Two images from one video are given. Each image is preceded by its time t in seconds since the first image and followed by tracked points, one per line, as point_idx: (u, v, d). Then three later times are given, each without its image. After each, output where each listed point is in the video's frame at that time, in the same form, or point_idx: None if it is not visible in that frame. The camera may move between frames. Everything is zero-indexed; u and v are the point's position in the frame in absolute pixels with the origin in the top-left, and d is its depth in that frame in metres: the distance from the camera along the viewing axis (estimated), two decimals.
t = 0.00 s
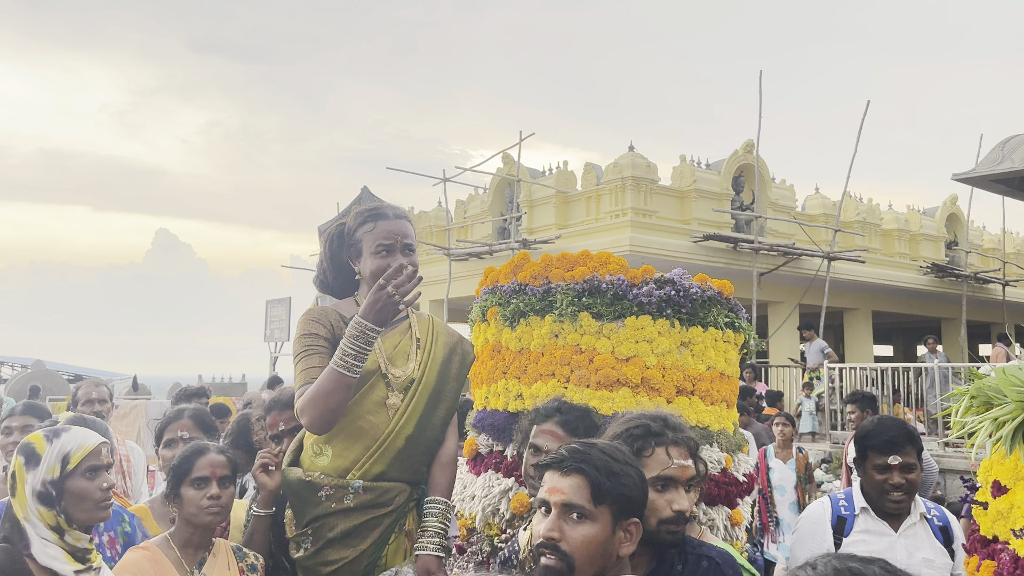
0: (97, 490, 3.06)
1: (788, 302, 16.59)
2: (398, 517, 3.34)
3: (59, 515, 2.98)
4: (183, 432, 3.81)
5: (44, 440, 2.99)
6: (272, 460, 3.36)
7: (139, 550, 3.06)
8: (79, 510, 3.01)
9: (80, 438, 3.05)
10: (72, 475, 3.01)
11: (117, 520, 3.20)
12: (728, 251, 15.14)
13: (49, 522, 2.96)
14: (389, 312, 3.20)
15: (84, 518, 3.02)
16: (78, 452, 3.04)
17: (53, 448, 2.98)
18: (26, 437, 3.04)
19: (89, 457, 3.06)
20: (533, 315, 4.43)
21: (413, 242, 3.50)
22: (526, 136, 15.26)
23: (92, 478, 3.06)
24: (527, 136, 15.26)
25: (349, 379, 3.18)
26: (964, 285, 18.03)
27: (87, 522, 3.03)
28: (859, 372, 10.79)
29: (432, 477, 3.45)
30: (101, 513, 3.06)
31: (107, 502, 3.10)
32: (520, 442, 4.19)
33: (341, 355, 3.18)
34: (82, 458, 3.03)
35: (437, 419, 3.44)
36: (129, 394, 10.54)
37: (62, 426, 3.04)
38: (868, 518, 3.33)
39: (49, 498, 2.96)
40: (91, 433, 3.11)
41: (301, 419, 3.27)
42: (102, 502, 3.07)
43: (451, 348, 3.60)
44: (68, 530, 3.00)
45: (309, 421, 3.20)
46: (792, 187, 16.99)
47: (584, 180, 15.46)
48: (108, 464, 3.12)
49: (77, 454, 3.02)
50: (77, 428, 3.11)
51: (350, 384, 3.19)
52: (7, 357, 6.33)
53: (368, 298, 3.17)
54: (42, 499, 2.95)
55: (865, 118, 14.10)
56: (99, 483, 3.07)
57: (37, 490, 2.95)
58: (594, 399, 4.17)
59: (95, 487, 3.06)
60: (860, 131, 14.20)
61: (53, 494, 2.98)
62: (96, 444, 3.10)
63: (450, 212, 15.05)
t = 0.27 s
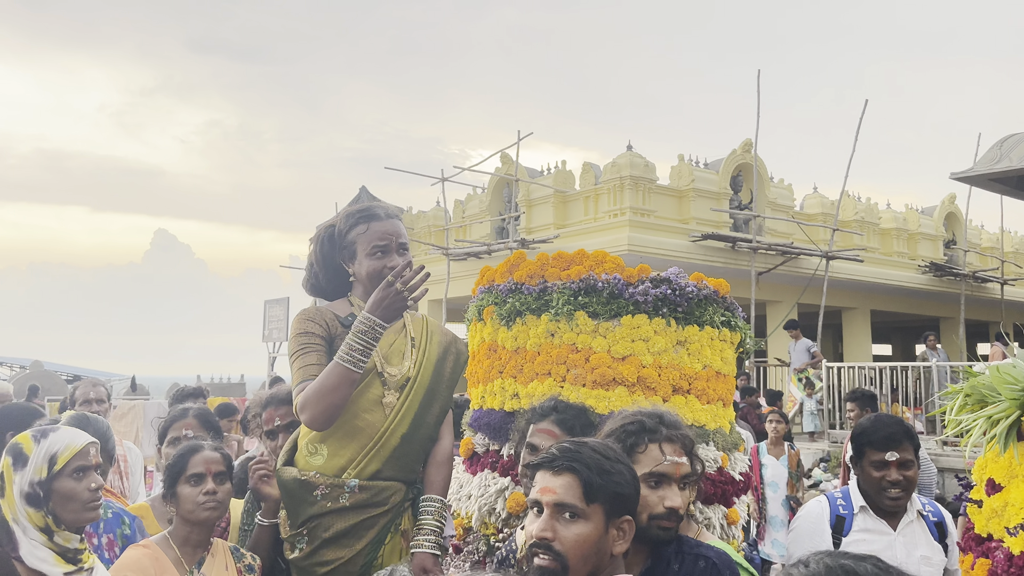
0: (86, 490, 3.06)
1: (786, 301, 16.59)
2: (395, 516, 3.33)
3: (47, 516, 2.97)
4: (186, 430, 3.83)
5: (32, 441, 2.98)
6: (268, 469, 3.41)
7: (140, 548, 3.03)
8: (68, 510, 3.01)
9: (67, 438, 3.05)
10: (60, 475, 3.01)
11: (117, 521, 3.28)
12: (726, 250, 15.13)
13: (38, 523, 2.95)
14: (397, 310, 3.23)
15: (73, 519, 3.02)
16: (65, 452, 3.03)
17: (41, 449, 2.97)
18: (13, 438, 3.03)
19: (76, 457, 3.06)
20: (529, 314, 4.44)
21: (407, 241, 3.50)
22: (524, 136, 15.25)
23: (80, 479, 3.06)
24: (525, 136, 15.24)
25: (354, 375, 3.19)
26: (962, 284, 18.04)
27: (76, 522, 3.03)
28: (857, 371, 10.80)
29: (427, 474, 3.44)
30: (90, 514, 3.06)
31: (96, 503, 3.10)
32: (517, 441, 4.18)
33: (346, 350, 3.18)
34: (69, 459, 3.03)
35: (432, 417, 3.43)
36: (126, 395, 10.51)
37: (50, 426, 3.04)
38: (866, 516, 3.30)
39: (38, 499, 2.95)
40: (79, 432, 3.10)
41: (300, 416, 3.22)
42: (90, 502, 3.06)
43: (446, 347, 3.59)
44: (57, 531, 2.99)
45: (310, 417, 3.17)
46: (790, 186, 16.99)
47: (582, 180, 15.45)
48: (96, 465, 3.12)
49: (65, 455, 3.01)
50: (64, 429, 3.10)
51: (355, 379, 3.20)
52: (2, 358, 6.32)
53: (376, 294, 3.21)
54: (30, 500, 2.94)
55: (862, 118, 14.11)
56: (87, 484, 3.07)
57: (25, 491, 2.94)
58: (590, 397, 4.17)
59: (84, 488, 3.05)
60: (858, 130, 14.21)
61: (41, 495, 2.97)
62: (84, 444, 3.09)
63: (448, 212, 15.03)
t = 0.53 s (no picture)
0: (74, 489, 3.06)
1: (783, 300, 16.61)
2: (382, 518, 3.29)
3: (36, 516, 2.97)
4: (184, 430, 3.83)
5: (18, 441, 2.98)
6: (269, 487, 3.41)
7: (135, 545, 3.03)
8: (58, 510, 3.01)
9: (52, 438, 3.04)
10: (48, 475, 3.01)
11: (100, 522, 3.31)
12: (723, 249, 15.14)
13: (28, 523, 2.95)
14: (396, 317, 3.20)
15: (63, 518, 3.02)
16: (51, 452, 3.03)
17: (28, 449, 2.97)
18: None
19: (62, 456, 3.06)
20: (523, 313, 4.43)
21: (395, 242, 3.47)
22: (521, 135, 15.25)
23: (67, 477, 3.06)
24: (522, 135, 15.25)
25: (351, 381, 3.19)
26: (958, 283, 18.07)
27: (66, 521, 3.03)
28: (853, 369, 10.82)
29: (418, 476, 3.43)
30: (80, 512, 3.07)
31: (85, 502, 3.10)
32: (512, 440, 4.18)
33: (344, 356, 3.17)
34: (56, 458, 3.03)
35: (424, 420, 3.42)
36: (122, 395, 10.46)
37: (35, 426, 3.03)
38: (849, 512, 3.33)
39: (27, 499, 2.95)
40: (64, 431, 3.10)
41: (295, 419, 3.24)
42: (79, 501, 3.06)
43: (444, 350, 3.61)
44: (47, 531, 2.99)
45: (306, 420, 3.19)
46: (787, 185, 17.00)
47: (579, 179, 15.45)
48: (83, 463, 3.12)
49: (51, 454, 3.01)
50: (49, 428, 3.09)
51: (351, 385, 3.19)
52: None
53: (375, 303, 3.18)
54: (19, 500, 2.94)
55: (859, 116, 14.13)
56: (75, 483, 3.07)
57: (13, 492, 2.94)
58: (584, 396, 4.16)
59: (72, 487, 3.05)
60: (855, 129, 14.24)
61: (29, 496, 2.96)
62: (70, 443, 3.09)
63: (445, 211, 15.02)
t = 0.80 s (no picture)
0: (60, 487, 3.06)
1: (778, 298, 16.63)
2: (365, 518, 3.29)
3: (21, 515, 2.96)
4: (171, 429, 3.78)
5: (3, 439, 2.96)
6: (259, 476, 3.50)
7: (122, 547, 3.03)
8: (44, 508, 3.01)
9: (37, 436, 3.03)
10: (33, 473, 3.01)
11: (76, 520, 3.24)
12: (718, 247, 15.15)
13: (13, 522, 2.94)
14: (395, 328, 3.19)
15: (49, 516, 3.02)
16: (36, 450, 3.03)
17: (13, 447, 2.96)
18: None
19: (47, 454, 3.05)
20: (516, 310, 4.43)
21: (383, 249, 3.44)
22: (516, 133, 15.24)
23: (52, 476, 3.06)
24: (517, 133, 15.24)
25: (341, 388, 3.20)
26: (953, 281, 18.12)
27: (52, 519, 3.02)
28: (847, 367, 10.84)
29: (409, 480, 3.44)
30: (66, 510, 3.06)
31: (71, 500, 3.09)
32: (505, 438, 4.17)
33: (338, 361, 3.19)
34: (41, 456, 3.03)
35: (413, 426, 3.41)
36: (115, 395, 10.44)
37: (21, 424, 3.01)
38: (825, 508, 3.32)
39: (13, 498, 2.95)
40: (50, 429, 3.09)
41: (283, 418, 3.27)
42: (65, 499, 3.06)
43: (438, 354, 3.59)
44: (34, 529, 2.99)
45: (293, 421, 3.22)
46: (781, 183, 17.02)
47: (574, 177, 15.44)
48: (70, 461, 3.12)
49: (36, 452, 3.01)
50: (34, 425, 3.08)
51: (341, 391, 3.22)
52: None
53: (375, 310, 3.17)
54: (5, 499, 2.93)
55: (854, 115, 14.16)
56: (61, 481, 3.07)
57: None
58: (577, 393, 4.16)
59: (58, 485, 3.05)
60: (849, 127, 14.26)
61: (14, 494, 2.96)
62: (56, 440, 3.09)
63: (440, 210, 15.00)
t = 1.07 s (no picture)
0: (45, 487, 3.11)
1: (770, 296, 16.67)
2: (356, 517, 3.30)
3: (7, 514, 3.00)
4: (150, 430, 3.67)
5: None
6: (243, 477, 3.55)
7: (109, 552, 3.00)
8: (29, 507, 3.05)
9: (23, 435, 3.10)
10: (18, 472, 3.06)
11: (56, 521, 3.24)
12: (711, 245, 15.18)
13: None
14: (368, 304, 3.31)
15: (34, 515, 3.06)
16: (21, 449, 3.08)
17: None
18: None
19: (32, 454, 3.11)
20: (508, 307, 4.42)
21: (359, 252, 3.44)
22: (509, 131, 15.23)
23: (36, 476, 3.11)
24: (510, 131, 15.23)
25: (324, 372, 3.22)
26: (944, 278, 18.20)
27: (37, 518, 3.07)
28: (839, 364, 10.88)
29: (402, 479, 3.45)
30: (50, 510, 3.11)
31: (55, 501, 3.14)
32: (496, 436, 4.17)
33: (315, 346, 3.20)
34: (26, 456, 3.09)
35: (403, 424, 3.42)
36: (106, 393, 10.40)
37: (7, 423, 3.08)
38: (803, 505, 3.34)
39: None
40: (36, 429, 3.16)
41: (267, 411, 3.24)
42: (50, 499, 3.11)
43: (427, 352, 3.59)
44: (19, 528, 3.02)
45: (278, 413, 3.20)
46: (774, 181, 17.06)
47: (568, 175, 15.44)
48: (55, 462, 3.18)
49: (21, 451, 3.06)
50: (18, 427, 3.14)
51: (324, 375, 3.22)
52: None
53: (347, 290, 3.27)
54: None
55: (846, 113, 14.20)
56: (46, 481, 3.12)
57: None
58: (569, 391, 4.17)
59: (42, 485, 3.11)
60: (841, 125, 14.31)
61: None
62: (41, 441, 3.15)
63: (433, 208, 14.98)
